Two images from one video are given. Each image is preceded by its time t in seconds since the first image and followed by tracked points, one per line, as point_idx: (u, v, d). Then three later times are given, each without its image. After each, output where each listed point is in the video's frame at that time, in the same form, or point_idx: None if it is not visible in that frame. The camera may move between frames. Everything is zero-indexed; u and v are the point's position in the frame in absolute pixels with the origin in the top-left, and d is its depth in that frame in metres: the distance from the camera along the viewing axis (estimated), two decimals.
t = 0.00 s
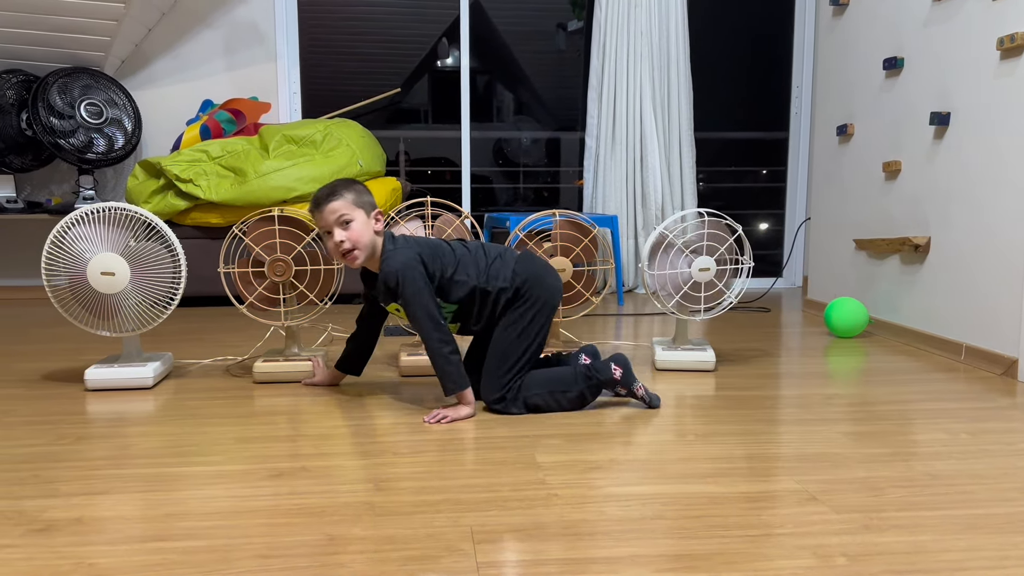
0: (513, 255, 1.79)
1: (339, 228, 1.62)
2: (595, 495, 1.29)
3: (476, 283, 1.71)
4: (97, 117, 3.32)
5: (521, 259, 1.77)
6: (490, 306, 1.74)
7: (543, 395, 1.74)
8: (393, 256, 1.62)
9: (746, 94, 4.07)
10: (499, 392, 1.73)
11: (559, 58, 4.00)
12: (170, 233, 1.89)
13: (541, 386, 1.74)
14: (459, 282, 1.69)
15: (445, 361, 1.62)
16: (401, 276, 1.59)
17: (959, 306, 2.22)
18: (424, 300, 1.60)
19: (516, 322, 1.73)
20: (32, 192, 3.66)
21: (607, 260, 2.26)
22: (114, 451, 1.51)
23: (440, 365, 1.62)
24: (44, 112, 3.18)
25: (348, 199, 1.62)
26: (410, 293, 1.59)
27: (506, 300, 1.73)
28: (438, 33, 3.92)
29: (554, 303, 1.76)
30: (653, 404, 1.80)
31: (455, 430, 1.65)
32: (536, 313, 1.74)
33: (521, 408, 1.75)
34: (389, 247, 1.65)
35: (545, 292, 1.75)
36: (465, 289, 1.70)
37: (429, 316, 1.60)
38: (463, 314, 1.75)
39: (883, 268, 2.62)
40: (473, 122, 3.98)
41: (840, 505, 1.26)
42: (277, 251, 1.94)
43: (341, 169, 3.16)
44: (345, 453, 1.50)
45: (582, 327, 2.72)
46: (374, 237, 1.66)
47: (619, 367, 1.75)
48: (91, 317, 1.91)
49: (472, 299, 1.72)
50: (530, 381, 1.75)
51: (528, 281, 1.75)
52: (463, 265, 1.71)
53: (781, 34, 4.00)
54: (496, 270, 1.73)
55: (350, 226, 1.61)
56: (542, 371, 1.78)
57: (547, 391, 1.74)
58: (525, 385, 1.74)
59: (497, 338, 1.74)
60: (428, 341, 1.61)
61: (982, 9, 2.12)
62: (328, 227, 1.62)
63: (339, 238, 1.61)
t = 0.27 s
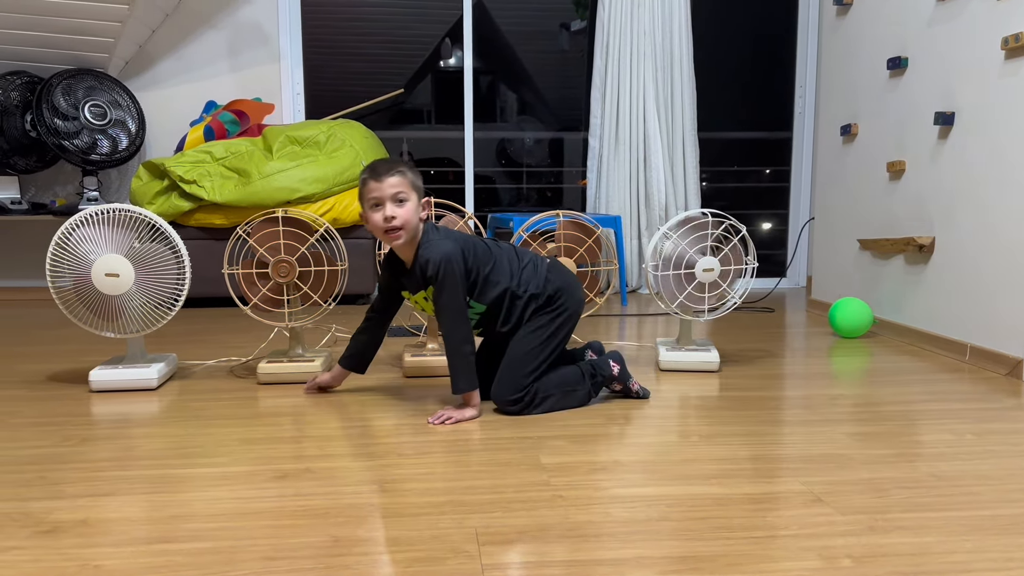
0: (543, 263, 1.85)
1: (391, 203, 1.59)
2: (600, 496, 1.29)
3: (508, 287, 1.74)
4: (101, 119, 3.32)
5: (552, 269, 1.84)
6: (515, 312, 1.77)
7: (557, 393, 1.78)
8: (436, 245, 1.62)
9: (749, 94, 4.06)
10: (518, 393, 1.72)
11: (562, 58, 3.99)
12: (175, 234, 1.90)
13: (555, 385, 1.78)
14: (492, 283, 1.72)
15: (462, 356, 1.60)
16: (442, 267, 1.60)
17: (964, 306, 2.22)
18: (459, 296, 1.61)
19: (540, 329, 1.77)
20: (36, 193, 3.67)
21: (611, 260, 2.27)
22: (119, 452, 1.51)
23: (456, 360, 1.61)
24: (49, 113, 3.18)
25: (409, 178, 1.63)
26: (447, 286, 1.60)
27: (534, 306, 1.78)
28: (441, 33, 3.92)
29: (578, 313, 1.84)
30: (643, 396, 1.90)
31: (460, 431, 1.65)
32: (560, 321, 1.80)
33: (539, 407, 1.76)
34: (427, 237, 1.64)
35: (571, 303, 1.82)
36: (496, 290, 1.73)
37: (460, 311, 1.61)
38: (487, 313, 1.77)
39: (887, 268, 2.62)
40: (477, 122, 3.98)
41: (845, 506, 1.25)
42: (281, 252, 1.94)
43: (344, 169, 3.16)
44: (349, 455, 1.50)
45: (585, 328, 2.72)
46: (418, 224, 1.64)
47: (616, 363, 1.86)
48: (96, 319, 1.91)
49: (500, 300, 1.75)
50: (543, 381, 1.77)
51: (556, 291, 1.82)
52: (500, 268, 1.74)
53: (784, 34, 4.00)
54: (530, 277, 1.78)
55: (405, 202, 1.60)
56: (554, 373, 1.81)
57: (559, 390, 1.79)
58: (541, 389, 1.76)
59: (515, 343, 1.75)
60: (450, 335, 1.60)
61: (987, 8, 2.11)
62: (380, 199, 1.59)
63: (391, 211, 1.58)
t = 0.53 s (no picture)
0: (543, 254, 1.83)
1: (390, 183, 1.56)
2: (604, 495, 1.29)
3: (508, 277, 1.72)
4: (105, 120, 3.34)
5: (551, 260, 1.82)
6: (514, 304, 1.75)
7: (570, 390, 1.79)
8: (440, 233, 1.58)
9: (753, 93, 4.06)
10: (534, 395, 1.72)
11: (565, 57, 3.99)
12: (179, 234, 1.91)
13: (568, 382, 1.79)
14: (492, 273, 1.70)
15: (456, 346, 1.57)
16: (446, 256, 1.56)
17: (968, 305, 2.21)
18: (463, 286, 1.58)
19: (543, 325, 1.76)
20: (41, 194, 3.68)
21: (615, 260, 2.26)
22: (125, 451, 1.52)
23: (450, 350, 1.57)
24: (54, 115, 3.19)
25: (411, 159, 1.59)
26: (450, 275, 1.56)
27: (534, 299, 1.76)
28: (444, 34, 3.92)
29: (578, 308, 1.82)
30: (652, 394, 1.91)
31: (464, 430, 1.65)
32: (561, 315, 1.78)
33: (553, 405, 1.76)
34: (429, 225, 1.60)
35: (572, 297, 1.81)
36: (496, 280, 1.71)
37: (462, 301, 1.57)
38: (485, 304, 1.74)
39: (891, 268, 2.61)
40: (480, 122, 3.97)
41: (848, 505, 1.25)
42: (285, 252, 1.95)
43: (348, 170, 3.17)
44: (353, 454, 1.50)
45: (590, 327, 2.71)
46: (418, 207, 1.59)
47: (626, 360, 1.86)
48: (101, 319, 1.91)
49: (499, 291, 1.73)
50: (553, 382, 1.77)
51: (555, 284, 1.81)
52: (500, 258, 1.73)
53: (788, 33, 3.99)
54: (531, 269, 1.76)
55: (404, 183, 1.56)
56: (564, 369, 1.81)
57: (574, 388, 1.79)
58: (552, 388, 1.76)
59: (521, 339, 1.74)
60: (449, 325, 1.56)
61: (991, 6, 2.10)
62: (380, 179, 1.56)
63: (389, 190, 1.54)
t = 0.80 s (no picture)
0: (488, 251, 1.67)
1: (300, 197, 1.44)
2: (608, 494, 1.29)
3: (450, 284, 1.58)
4: (110, 120, 3.35)
5: (500, 257, 1.66)
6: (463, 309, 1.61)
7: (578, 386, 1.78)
8: (358, 243, 1.44)
9: (758, 91, 4.05)
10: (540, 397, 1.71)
11: (570, 57, 4.00)
12: (183, 233, 1.91)
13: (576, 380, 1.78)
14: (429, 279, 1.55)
15: (366, 371, 1.38)
16: (364, 268, 1.42)
17: (974, 303, 2.20)
18: (385, 300, 1.43)
19: (518, 326, 1.66)
20: (47, 194, 3.70)
21: (618, 259, 2.26)
22: (130, 450, 1.52)
23: (356, 379, 1.38)
24: (59, 115, 3.20)
25: (322, 168, 1.44)
26: (368, 289, 1.42)
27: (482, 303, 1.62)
28: (448, 34, 3.92)
29: (535, 311, 1.67)
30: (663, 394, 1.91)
31: (467, 429, 1.64)
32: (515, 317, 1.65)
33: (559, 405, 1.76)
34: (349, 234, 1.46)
35: (526, 296, 1.66)
36: (433, 288, 1.56)
37: (380, 319, 1.40)
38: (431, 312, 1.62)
39: (897, 266, 2.60)
40: (485, 122, 3.97)
41: (854, 503, 1.24)
42: (290, 251, 1.95)
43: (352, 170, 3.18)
44: (357, 453, 1.50)
45: (594, 326, 2.71)
46: (336, 217, 1.46)
47: (633, 360, 1.87)
48: (106, 318, 1.92)
49: (439, 299, 1.59)
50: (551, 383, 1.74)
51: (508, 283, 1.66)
52: (440, 263, 1.57)
53: (793, 31, 3.99)
54: (474, 271, 1.60)
55: (312, 198, 1.43)
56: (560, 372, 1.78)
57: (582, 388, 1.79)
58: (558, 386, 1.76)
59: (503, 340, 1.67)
60: (361, 351, 1.38)
61: (997, 3, 2.09)
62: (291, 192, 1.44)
63: (295, 206, 1.43)
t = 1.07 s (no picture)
0: (431, 267, 1.60)
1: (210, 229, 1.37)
2: (614, 495, 1.29)
3: (390, 301, 1.50)
4: (117, 121, 3.36)
5: (443, 275, 1.59)
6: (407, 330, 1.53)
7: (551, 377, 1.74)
8: (285, 265, 1.38)
9: (765, 90, 4.04)
10: (519, 404, 1.67)
11: (576, 57, 3.99)
12: (191, 234, 1.91)
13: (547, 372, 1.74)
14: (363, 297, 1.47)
15: (316, 394, 1.39)
16: (292, 291, 1.37)
17: (983, 303, 2.19)
18: (312, 322, 1.37)
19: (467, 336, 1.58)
20: (55, 196, 3.71)
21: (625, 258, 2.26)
22: (138, 451, 1.53)
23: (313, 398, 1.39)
24: (67, 117, 3.21)
25: (225, 197, 1.35)
26: (298, 313, 1.36)
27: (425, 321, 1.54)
28: (454, 34, 3.92)
29: (482, 326, 1.59)
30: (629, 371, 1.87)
31: (473, 430, 1.64)
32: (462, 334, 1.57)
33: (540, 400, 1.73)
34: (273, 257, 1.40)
35: (468, 313, 1.58)
36: (369, 307, 1.48)
37: (315, 343, 1.37)
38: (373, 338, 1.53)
39: (905, 266, 2.59)
40: (491, 122, 3.98)
41: (862, 504, 1.24)
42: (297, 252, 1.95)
43: (359, 171, 3.18)
44: (364, 453, 1.50)
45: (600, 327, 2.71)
46: (255, 242, 1.39)
47: (597, 338, 1.84)
48: (114, 319, 1.92)
49: (381, 321, 1.50)
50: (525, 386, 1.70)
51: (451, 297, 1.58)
52: (379, 278, 1.50)
53: (800, 30, 3.98)
54: (412, 288, 1.53)
55: (223, 231, 1.36)
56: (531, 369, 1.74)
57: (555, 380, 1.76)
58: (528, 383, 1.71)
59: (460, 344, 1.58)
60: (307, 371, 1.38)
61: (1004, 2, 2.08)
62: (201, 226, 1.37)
63: (209, 243, 1.37)
